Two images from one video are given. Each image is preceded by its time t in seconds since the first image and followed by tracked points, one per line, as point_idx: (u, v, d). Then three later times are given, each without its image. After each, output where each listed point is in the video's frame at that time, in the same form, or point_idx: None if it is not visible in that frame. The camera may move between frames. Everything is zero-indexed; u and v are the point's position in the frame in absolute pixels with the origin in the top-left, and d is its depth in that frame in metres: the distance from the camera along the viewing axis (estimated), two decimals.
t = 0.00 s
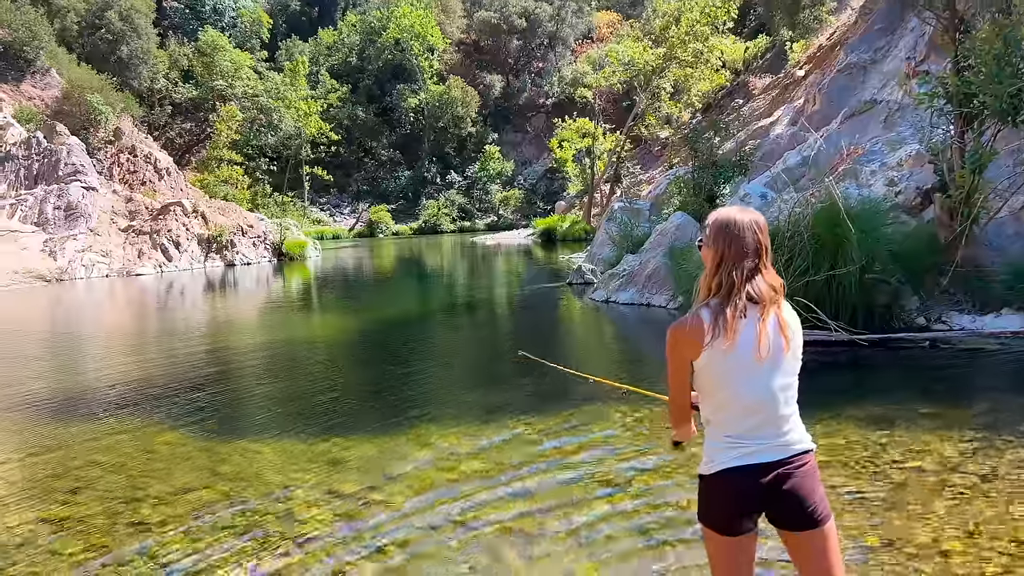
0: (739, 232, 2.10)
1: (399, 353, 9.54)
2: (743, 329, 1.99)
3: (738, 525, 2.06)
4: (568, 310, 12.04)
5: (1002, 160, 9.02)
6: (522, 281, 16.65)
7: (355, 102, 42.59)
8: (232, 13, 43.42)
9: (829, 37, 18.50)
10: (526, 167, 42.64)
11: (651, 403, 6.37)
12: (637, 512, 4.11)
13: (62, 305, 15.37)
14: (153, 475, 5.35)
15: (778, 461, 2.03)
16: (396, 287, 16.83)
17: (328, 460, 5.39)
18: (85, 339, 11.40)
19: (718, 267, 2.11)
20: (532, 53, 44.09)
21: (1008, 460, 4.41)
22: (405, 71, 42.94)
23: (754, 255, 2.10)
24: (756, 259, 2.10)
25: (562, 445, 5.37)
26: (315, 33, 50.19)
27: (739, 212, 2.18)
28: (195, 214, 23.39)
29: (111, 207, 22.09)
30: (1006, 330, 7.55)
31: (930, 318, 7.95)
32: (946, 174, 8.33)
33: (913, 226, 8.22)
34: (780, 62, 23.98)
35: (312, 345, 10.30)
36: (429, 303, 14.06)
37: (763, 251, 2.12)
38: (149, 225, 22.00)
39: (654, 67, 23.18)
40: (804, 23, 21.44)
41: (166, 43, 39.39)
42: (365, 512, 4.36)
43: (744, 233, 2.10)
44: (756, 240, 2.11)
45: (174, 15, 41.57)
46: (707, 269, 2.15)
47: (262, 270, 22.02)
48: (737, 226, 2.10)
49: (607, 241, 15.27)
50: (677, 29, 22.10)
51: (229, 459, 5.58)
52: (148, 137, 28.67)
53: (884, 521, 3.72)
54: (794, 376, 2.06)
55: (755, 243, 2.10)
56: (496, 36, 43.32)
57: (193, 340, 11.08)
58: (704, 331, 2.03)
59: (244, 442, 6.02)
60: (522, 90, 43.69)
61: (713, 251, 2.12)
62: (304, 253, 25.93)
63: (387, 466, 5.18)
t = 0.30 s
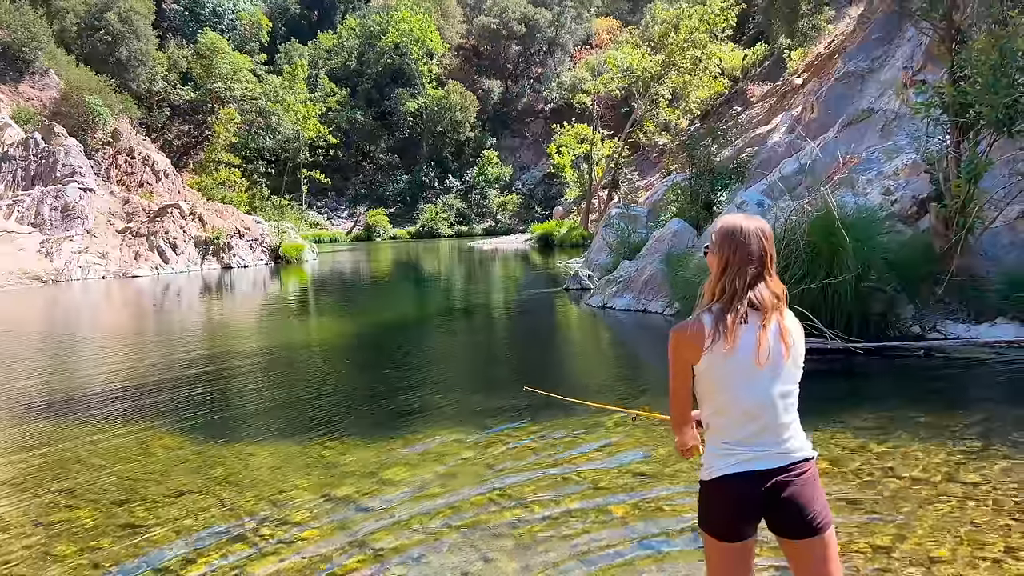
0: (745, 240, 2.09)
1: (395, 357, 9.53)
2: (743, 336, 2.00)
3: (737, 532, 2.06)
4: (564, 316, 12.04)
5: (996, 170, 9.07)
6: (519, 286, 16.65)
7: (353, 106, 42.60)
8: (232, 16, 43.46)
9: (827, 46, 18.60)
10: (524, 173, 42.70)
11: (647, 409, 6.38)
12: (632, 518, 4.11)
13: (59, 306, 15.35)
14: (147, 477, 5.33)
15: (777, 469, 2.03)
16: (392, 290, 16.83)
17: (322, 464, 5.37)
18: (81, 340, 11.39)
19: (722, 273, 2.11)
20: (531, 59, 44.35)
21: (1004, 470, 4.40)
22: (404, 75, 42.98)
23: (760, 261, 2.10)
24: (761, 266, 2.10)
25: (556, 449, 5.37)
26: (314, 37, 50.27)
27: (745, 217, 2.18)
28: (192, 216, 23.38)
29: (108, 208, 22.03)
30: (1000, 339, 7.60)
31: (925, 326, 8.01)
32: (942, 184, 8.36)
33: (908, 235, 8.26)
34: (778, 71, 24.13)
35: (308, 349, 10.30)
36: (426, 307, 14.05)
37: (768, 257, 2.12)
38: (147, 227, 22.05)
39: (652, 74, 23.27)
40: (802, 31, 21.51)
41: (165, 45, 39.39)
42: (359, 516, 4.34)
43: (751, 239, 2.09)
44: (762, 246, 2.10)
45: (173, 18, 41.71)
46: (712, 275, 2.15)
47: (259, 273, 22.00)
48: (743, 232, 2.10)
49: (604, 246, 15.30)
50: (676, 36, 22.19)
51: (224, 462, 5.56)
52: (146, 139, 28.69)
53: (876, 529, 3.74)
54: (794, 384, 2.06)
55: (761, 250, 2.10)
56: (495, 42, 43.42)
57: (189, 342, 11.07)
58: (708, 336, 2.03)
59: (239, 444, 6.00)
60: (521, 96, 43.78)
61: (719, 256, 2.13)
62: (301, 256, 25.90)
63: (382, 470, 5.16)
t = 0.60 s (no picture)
0: (758, 242, 2.09)
1: (387, 361, 9.49)
2: (751, 340, 2.00)
3: (740, 536, 2.08)
4: (556, 321, 12.04)
5: (984, 178, 9.17)
6: (510, 291, 16.67)
7: (345, 110, 42.57)
8: (224, 19, 43.43)
9: (818, 53, 18.75)
10: (516, 177, 42.75)
11: (638, 414, 6.39)
12: (622, 522, 4.11)
13: (47, 309, 15.24)
14: (138, 481, 5.29)
15: (782, 472, 2.05)
16: (383, 295, 16.82)
17: (314, 468, 5.32)
18: (70, 343, 11.30)
19: (735, 275, 2.12)
20: (524, 64, 44.49)
21: (991, 475, 4.43)
22: (396, 79, 42.98)
23: (771, 264, 2.10)
24: (773, 268, 2.10)
25: (547, 455, 5.36)
26: (307, 41, 50.24)
27: (758, 220, 2.18)
28: (183, 220, 23.19)
29: (98, 211, 21.88)
30: (988, 345, 7.66)
31: (915, 332, 8.05)
32: (930, 191, 8.45)
33: (897, 241, 8.33)
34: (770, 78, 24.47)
35: (300, 353, 10.26)
36: (417, 312, 14.03)
37: (781, 261, 2.12)
38: (137, 230, 21.87)
39: (644, 80, 23.41)
40: (793, 38, 21.65)
41: (157, 47, 39.30)
42: (350, 520, 4.33)
43: (763, 243, 2.10)
44: (774, 250, 2.10)
45: (165, 21, 41.65)
46: (725, 277, 2.15)
47: (249, 277, 21.92)
48: (756, 235, 2.10)
49: (595, 251, 15.34)
50: (667, 43, 22.33)
51: (216, 466, 5.52)
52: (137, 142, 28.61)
53: (865, 533, 3.76)
54: (802, 388, 2.06)
55: (772, 253, 2.10)
56: (488, 47, 43.55)
57: (180, 345, 11.01)
58: (715, 339, 2.04)
59: (231, 448, 5.96)
60: (513, 100, 43.86)
61: (731, 258, 2.13)
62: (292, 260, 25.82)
63: (374, 474, 5.14)
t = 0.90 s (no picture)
0: (763, 241, 2.06)
1: (377, 364, 9.42)
2: (748, 339, 1.98)
3: (737, 535, 2.08)
4: (544, 323, 12.03)
5: (967, 181, 9.25)
6: (499, 293, 16.64)
7: (333, 112, 42.42)
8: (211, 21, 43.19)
9: (805, 57, 18.89)
10: (505, 180, 42.75)
11: (626, 416, 6.38)
12: (608, 524, 4.10)
13: (32, 312, 15.07)
14: (122, 483, 5.23)
15: (778, 474, 2.04)
16: (372, 297, 16.75)
17: (302, 471, 5.27)
18: (55, 346, 11.16)
19: (739, 274, 2.09)
20: (512, 67, 44.54)
21: (975, 476, 4.45)
22: (384, 82, 42.86)
23: (776, 263, 2.06)
24: (778, 268, 2.06)
25: (535, 457, 5.33)
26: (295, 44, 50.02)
27: (766, 219, 2.14)
28: (169, 222, 22.85)
29: (83, 214, 21.75)
30: (972, 346, 7.72)
31: (900, 334, 8.11)
32: (915, 194, 8.52)
33: (882, 244, 8.39)
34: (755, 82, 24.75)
35: (287, 356, 10.18)
36: (406, 314, 13.97)
37: (786, 261, 2.08)
38: (123, 233, 21.69)
39: (632, 84, 23.50)
40: (780, 42, 21.77)
41: (143, 49, 39.01)
42: (333, 522, 4.29)
43: (768, 241, 2.06)
44: (780, 249, 2.07)
45: (151, 23, 41.38)
46: (730, 276, 2.13)
47: (236, 280, 21.76)
48: (762, 233, 2.07)
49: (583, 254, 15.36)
50: (655, 47, 22.44)
51: (201, 469, 5.45)
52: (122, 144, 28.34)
53: (850, 534, 3.76)
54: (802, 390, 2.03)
55: (778, 252, 2.06)
56: (476, 50, 43.61)
57: (167, 348, 10.91)
58: (713, 338, 2.03)
59: (217, 452, 5.88)
60: (501, 104, 43.86)
61: (736, 257, 2.10)
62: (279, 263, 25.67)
63: (361, 476, 5.10)
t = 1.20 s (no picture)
0: (748, 244, 2.05)
1: (364, 367, 9.37)
2: (729, 342, 1.97)
3: (720, 538, 2.07)
4: (532, 325, 12.02)
5: (949, 183, 9.35)
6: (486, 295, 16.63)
7: (320, 114, 42.22)
8: (196, 23, 42.85)
9: (790, 59, 19.04)
10: (493, 182, 42.77)
11: (612, 418, 6.38)
12: (594, 527, 4.08)
13: (14, 315, 14.86)
14: (104, 489, 5.15)
15: (761, 478, 2.03)
16: (360, 299, 16.68)
17: (287, 475, 5.23)
18: (36, 350, 11.01)
19: (724, 276, 2.08)
20: (499, 69, 44.58)
21: (956, 476, 4.50)
22: (371, 84, 42.68)
23: (762, 266, 2.05)
24: (763, 271, 2.05)
25: (521, 460, 5.32)
26: (281, 45, 49.71)
27: (752, 222, 2.12)
28: (154, 225, 22.69)
29: (67, 216, 21.64)
30: (955, 346, 7.80)
31: (884, 335, 8.18)
32: (898, 196, 8.60)
33: (865, 245, 8.47)
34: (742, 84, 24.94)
35: (273, 358, 10.09)
36: (393, 316, 13.93)
37: (771, 263, 2.07)
38: (107, 236, 21.48)
39: (619, 85, 23.56)
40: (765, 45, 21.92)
41: (127, 50, 38.58)
42: (319, 528, 4.24)
43: (754, 245, 2.05)
44: (765, 252, 2.06)
45: (136, 23, 40.98)
46: (716, 278, 2.11)
47: (222, 282, 21.57)
48: (747, 236, 2.06)
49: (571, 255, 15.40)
50: (641, 49, 22.53)
51: (185, 475, 5.37)
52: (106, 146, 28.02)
53: (833, 535, 3.78)
54: (789, 393, 2.02)
55: (763, 255, 2.05)
56: (464, 52, 43.59)
57: (152, 351, 10.79)
58: (696, 343, 2.02)
59: (202, 457, 5.81)
60: (489, 105, 43.84)
61: (722, 259, 2.09)
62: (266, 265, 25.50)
63: (346, 481, 5.06)
